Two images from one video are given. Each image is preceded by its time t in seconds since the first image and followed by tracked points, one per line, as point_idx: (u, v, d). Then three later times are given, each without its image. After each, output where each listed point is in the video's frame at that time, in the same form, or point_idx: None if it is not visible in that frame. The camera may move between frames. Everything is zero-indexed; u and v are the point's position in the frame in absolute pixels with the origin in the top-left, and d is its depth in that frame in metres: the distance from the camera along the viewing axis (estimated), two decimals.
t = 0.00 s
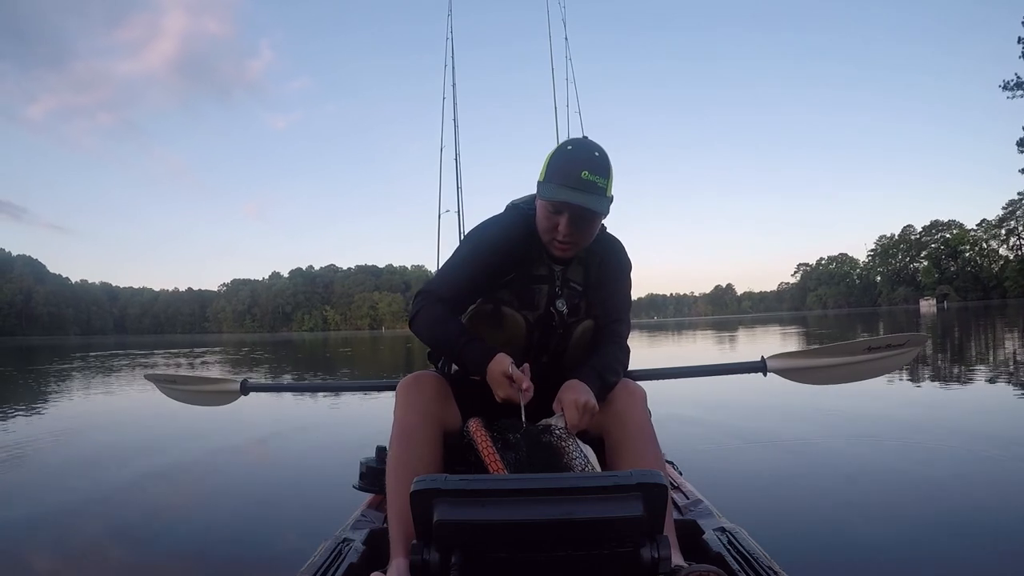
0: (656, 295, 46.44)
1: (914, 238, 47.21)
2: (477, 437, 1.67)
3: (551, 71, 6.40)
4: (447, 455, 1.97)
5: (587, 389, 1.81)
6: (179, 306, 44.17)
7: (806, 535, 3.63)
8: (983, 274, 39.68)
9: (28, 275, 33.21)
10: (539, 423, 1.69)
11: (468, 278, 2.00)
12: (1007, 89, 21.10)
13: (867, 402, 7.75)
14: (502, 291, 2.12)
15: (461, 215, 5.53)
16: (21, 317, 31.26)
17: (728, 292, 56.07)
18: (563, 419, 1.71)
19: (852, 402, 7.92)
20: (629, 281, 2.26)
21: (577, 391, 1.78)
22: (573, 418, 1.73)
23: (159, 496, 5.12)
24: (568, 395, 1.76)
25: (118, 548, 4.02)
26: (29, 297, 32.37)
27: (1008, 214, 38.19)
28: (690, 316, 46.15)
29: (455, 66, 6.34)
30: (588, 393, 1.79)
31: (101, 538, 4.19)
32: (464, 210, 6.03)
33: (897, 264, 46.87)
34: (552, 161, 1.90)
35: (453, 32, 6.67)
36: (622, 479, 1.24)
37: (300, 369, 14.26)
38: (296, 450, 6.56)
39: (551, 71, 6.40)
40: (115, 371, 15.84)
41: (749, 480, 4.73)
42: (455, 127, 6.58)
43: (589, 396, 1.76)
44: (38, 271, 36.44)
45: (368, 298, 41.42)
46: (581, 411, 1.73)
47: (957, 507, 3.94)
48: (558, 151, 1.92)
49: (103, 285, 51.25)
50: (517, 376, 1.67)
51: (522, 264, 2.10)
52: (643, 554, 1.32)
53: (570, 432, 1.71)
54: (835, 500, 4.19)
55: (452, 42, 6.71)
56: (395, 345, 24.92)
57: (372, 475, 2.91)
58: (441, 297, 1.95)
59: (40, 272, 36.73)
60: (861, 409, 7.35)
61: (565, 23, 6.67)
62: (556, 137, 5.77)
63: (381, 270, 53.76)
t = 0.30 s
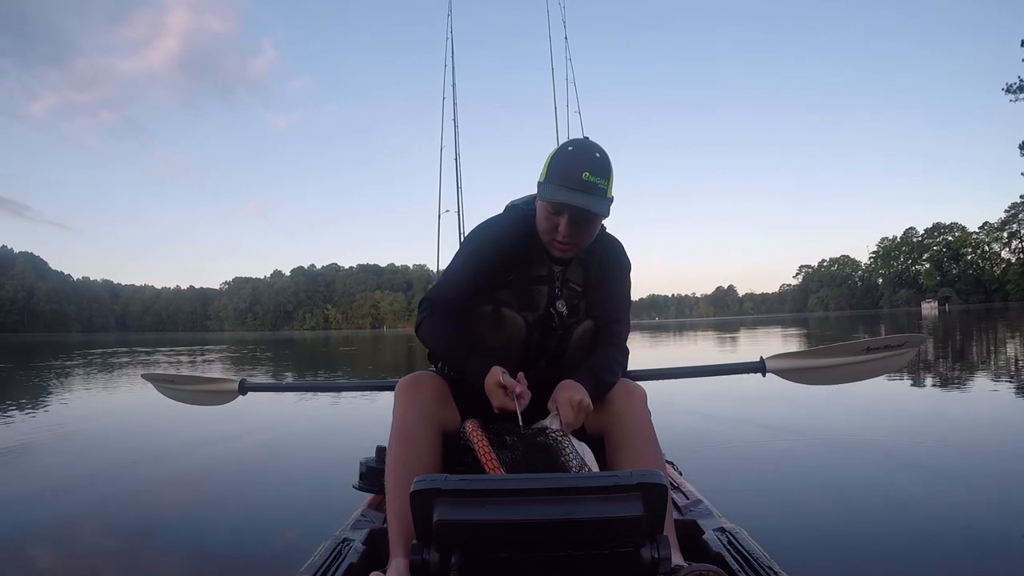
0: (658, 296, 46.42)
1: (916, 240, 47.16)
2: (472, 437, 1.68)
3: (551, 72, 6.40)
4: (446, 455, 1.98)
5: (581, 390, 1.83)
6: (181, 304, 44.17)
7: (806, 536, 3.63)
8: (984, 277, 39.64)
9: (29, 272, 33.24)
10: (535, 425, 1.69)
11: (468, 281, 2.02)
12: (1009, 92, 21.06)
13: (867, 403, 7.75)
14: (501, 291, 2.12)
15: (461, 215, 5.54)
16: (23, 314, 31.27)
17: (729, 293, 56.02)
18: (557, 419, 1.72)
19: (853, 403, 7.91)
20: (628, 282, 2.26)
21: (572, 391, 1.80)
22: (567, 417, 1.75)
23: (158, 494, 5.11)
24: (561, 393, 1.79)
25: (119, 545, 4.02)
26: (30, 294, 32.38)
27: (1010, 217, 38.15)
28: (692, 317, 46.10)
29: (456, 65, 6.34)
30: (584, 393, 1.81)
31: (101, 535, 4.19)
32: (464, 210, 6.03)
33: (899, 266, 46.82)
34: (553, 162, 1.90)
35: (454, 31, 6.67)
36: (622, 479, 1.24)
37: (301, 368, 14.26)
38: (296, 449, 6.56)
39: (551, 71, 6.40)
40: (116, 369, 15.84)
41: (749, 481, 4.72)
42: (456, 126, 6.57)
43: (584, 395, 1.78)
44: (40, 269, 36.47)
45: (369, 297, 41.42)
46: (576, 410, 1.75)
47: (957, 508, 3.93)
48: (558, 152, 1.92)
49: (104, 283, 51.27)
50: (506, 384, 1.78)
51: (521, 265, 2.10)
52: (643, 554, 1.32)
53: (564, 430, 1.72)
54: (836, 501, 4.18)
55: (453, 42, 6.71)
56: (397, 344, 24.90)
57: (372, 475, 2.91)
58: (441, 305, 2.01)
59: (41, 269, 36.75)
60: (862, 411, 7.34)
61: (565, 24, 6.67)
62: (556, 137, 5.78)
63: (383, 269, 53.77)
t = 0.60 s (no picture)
0: (659, 294, 46.41)
1: (918, 238, 47.11)
2: (476, 433, 1.68)
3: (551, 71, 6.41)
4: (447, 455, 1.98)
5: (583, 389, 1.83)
6: (182, 304, 44.20)
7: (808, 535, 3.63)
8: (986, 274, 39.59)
9: (31, 274, 33.28)
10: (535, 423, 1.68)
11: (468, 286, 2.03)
12: (1010, 90, 21.02)
13: (869, 402, 7.74)
14: (501, 294, 2.12)
15: (460, 215, 5.54)
16: (24, 315, 31.27)
17: (731, 292, 55.99)
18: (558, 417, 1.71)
19: (855, 402, 7.90)
20: (627, 281, 2.26)
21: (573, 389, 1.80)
22: (569, 415, 1.75)
23: (160, 495, 5.12)
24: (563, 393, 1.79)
25: (121, 545, 4.02)
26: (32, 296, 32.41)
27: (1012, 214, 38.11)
28: (693, 316, 46.08)
29: (455, 65, 6.33)
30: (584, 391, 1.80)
31: (102, 536, 4.20)
32: (463, 210, 6.03)
33: (900, 264, 46.76)
34: (549, 161, 1.90)
35: (453, 32, 6.68)
36: (622, 479, 1.24)
37: (302, 368, 14.27)
38: (297, 449, 6.57)
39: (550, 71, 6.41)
40: (118, 370, 15.85)
41: (749, 480, 4.71)
42: (455, 126, 6.58)
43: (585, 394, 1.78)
44: (42, 271, 36.50)
45: (371, 298, 41.44)
46: (577, 408, 1.75)
47: (957, 507, 3.92)
48: (554, 151, 1.92)
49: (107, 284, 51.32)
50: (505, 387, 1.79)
51: (520, 267, 2.10)
52: (643, 554, 1.32)
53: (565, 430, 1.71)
54: (837, 501, 4.16)
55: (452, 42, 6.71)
56: (398, 344, 24.91)
57: (372, 475, 2.91)
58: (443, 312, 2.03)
59: (43, 271, 36.78)
60: (863, 409, 7.32)
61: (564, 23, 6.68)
62: (556, 137, 5.78)
63: (384, 269, 53.81)
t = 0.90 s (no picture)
0: (660, 294, 46.36)
1: (919, 236, 47.07)
2: (471, 434, 1.68)
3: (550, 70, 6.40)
4: (447, 455, 1.98)
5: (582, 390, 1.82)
6: (184, 306, 44.22)
7: (809, 534, 3.62)
8: (988, 272, 39.57)
9: (32, 276, 33.29)
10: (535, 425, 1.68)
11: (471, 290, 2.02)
12: (1011, 87, 20.95)
13: (870, 401, 7.73)
14: (502, 296, 2.11)
15: (460, 215, 5.53)
16: (26, 317, 31.27)
17: (732, 291, 55.97)
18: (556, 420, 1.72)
19: (856, 401, 7.88)
20: (627, 281, 2.26)
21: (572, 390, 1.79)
22: (568, 417, 1.75)
23: (162, 496, 5.12)
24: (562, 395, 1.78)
25: (124, 548, 4.02)
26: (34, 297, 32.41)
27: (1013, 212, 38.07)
28: (695, 315, 46.08)
29: (454, 65, 6.32)
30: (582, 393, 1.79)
31: (105, 538, 4.20)
32: (463, 210, 6.02)
33: (902, 263, 46.69)
34: (546, 162, 1.89)
35: (452, 31, 6.65)
36: (623, 479, 1.23)
37: (303, 369, 14.27)
38: (299, 450, 6.56)
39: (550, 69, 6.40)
40: (120, 371, 15.85)
41: (750, 480, 4.70)
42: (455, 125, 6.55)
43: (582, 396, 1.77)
44: (43, 273, 36.52)
45: (372, 299, 41.47)
46: (575, 410, 1.74)
47: (959, 507, 3.91)
48: (552, 152, 1.92)
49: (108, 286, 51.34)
50: (526, 385, 1.81)
51: (521, 269, 2.10)
52: (643, 554, 1.31)
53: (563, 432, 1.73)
54: (838, 500, 4.15)
55: (452, 41, 6.68)
56: (399, 344, 24.90)
57: (372, 475, 2.91)
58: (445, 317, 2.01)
59: (44, 273, 36.75)
60: (865, 408, 7.31)
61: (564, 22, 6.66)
62: (555, 136, 5.78)
63: (385, 270, 53.81)
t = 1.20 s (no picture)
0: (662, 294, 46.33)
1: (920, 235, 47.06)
2: (477, 435, 1.67)
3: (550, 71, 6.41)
4: (448, 455, 1.97)
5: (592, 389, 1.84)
6: (185, 307, 44.24)
7: (811, 534, 3.62)
8: (989, 271, 39.55)
9: (34, 278, 33.32)
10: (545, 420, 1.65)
11: (469, 293, 2.02)
12: (1012, 86, 20.92)
13: (871, 400, 7.74)
14: (501, 299, 2.11)
15: (460, 215, 5.54)
16: (28, 319, 31.30)
17: (734, 291, 55.95)
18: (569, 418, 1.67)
19: (857, 401, 7.87)
20: (627, 280, 2.25)
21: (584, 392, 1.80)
22: (581, 418, 1.75)
23: (165, 497, 5.13)
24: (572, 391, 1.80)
25: (127, 549, 4.03)
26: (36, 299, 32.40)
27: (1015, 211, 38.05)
28: (696, 315, 46.04)
29: (454, 65, 6.34)
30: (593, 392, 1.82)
31: (107, 539, 4.20)
32: (463, 211, 6.02)
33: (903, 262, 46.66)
34: (547, 161, 1.90)
35: (452, 32, 6.66)
36: (623, 479, 1.23)
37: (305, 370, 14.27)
38: (300, 451, 6.56)
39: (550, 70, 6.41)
40: (122, 373, 15.84)
41: (751, 479, 4.70)
42: (455, 126, 6.55)
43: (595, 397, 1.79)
44: (45, 275, 36.54)
45: (374, 299, 41.48)
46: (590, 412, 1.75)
47: (961, 506, 3.91)
48: (553, 150, 1.92)
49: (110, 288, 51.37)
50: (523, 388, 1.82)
51: (519, 271, 2.10)
52: (643, 554, 1.31)
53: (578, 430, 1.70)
54: (839, 500, 4.15)
55: (452, 42, 6.69)
56: (401, 345, 24.91)
57: (372, 475, 2.91)
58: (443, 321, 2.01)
59: (46, 275, 36.76)
60: (867, 407, 7.31)
61: (564, 23, 6.68)
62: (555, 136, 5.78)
63: (386, 271, 53.82)
